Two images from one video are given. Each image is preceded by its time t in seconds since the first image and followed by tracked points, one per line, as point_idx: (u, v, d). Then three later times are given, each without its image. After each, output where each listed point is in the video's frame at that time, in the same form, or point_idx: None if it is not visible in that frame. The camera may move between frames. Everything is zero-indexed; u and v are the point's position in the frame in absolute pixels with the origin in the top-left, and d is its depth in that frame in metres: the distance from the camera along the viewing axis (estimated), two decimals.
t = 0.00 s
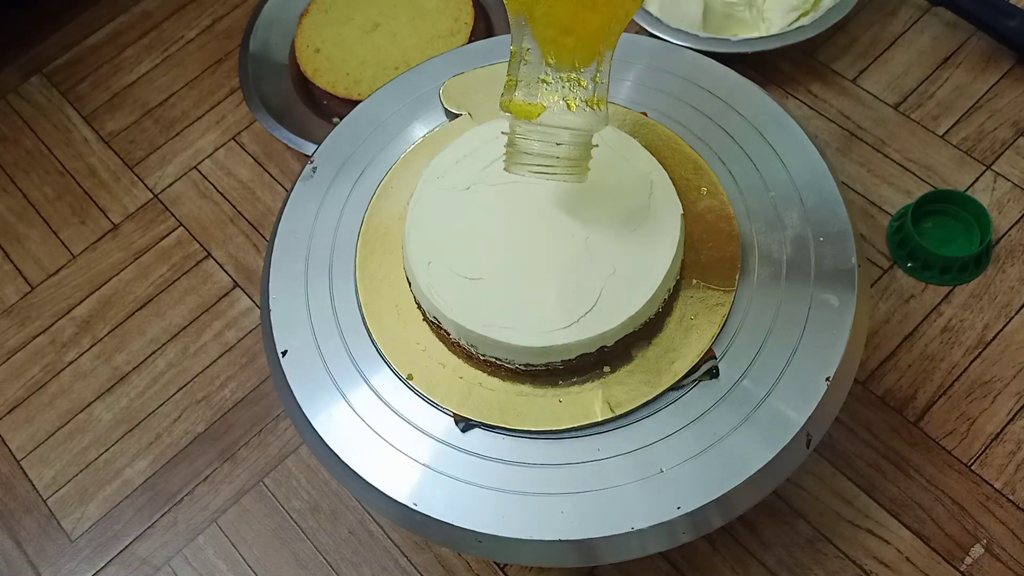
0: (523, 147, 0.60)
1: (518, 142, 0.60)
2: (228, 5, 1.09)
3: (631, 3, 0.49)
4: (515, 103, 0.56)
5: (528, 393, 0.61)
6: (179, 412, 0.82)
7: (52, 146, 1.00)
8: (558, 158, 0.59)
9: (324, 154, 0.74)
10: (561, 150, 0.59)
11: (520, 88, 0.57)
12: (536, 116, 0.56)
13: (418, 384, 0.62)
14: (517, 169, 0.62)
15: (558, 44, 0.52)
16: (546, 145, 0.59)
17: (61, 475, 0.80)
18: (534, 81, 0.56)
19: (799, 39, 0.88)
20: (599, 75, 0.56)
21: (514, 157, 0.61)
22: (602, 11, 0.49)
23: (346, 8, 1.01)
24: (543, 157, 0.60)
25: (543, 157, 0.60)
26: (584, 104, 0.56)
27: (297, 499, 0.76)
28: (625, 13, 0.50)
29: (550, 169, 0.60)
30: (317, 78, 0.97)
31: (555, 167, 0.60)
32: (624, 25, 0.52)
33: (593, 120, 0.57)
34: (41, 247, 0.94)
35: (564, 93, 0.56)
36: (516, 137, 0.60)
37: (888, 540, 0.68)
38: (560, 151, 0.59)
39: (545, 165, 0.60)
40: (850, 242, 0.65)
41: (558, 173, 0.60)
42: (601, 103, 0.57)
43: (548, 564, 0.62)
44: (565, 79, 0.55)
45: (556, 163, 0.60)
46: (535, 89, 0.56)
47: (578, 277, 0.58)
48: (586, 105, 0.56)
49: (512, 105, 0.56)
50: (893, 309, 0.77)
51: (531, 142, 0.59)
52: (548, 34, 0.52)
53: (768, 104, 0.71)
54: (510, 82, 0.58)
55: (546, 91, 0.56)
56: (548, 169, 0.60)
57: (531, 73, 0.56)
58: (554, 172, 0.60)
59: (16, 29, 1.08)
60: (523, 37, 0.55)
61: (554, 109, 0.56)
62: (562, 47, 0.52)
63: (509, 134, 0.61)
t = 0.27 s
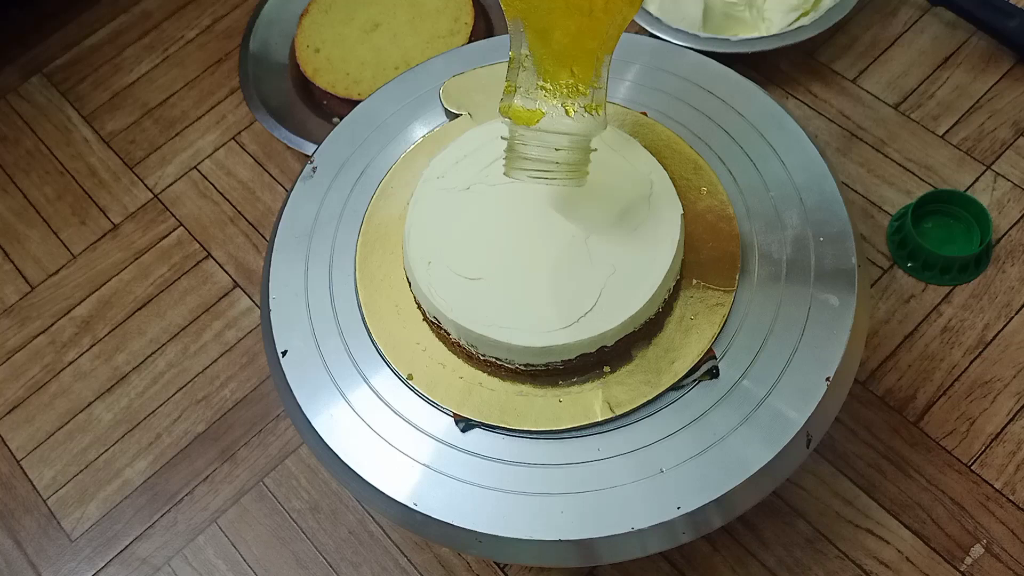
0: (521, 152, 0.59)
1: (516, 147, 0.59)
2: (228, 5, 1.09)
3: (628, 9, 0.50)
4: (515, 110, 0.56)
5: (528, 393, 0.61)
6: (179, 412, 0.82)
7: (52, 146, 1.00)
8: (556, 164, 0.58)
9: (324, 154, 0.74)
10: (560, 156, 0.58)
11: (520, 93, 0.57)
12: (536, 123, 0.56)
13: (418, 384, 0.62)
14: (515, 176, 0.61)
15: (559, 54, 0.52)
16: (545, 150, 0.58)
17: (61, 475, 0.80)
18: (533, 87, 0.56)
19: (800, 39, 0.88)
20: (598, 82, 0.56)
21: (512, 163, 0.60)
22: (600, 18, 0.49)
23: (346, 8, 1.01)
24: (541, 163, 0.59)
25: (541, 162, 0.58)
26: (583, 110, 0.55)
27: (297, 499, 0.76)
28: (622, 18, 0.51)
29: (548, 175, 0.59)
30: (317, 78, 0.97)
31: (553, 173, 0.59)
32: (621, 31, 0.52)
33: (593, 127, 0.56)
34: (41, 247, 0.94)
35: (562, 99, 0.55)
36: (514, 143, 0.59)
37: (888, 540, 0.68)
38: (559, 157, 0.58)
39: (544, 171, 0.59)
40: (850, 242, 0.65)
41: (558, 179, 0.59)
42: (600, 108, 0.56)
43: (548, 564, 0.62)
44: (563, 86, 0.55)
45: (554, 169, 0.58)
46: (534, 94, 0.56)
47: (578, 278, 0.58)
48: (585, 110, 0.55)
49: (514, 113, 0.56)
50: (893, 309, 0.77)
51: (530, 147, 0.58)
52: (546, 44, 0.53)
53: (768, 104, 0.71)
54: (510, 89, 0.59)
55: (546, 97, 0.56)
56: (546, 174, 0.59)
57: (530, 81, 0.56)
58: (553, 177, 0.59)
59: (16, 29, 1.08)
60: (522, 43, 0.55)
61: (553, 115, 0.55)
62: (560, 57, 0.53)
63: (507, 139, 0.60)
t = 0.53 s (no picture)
0: (516, 159, 0.59)
1: (511, 154, 0.59)
2: (228, 5, 1.09)
3: (621, 14, 0.51)
4: (509, 116, 0.57)
5: (527, 393, 0.61)
6: (179, 412, 0.82)
7: (52, 146, 1.00)
8: (551, 171, 0.59)
9: (324, 154, 0.74)
10: (555, 162, 0.58)
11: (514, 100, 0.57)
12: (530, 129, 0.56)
13: (418, 384, 0.62)
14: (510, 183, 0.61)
15: (555, 62, 0.53)
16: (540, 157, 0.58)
17: (61, 475, 0.80)
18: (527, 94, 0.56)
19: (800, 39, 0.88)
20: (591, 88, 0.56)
21: (507, 170, 0.60)
22: (596, 26, 0.50)
23: (346, 8, 1.01)
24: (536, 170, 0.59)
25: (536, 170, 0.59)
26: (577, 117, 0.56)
27: (297, 499, 0.76)
28: (615, 23, 0.51)
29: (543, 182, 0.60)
30: (317, 78, 0.97)
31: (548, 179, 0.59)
32: (613, 36, 0.53)
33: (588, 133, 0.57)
34: (41, 247, 0.94)
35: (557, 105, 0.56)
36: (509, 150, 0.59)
37: (888, 540, 0.68)
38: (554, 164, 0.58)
39: (539, 177, 0.59)
40: (850, 241, 0.65)
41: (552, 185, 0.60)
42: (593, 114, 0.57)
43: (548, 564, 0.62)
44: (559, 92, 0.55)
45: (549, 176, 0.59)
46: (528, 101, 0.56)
47: (578, 277, 0.58)
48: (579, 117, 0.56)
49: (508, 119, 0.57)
50: (893, 309, 0.77)
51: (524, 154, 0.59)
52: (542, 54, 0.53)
53: (768, 104, 0.71)
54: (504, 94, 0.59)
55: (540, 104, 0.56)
56: (541, 181, 0.59)
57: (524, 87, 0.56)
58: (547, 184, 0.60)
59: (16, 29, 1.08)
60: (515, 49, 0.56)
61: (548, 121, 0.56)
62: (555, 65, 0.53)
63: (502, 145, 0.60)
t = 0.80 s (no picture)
0: (512, 165, 0.59)
1: (506, 160, 0.59)
2: (228, 5, 1.09)
3: (617, 19, 0.50)
4: (505, 122, 0.57)
5: (527, 393, 0.61)
6: (179, 412, 0.82)
7: (52, 146, 1.00)
8: (546, 177, 0.59)
9: (324, 154, 0.74)
10: (550, 169, 0.58)
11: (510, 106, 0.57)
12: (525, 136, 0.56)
13: (418, 384, 0.62)
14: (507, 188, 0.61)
15: (549, 68, 0.53)
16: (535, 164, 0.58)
17: (61, 475, 0.80)
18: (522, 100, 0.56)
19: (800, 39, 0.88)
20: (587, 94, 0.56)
21: (503, 176, 0.60)
22: (590, 31, 0.50)
23: (346, 8, 1.01)
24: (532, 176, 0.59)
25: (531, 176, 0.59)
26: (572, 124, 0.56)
27: (297, 499, 0.76)
28: (611, 29, 0.51)
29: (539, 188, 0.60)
30: (317, 78, 0.97)
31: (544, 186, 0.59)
32: (609, 41, 0.53)
33: (583, 138, 0.57)
34: (41, 247, 0.94)
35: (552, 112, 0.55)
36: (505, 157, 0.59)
37: (888, 540, 0.68)
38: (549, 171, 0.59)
39: (534, 184, 0.59)
40: (850, 242, 0.65)
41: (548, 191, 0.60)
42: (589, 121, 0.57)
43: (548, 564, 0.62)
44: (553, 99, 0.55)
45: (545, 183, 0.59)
46: (523, 107, 0.56)
47: (578, 278, 0.58)
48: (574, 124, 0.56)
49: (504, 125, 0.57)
50: (893, 309, 0.77)
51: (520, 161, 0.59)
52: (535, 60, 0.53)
53: (768, 104, 0.72)
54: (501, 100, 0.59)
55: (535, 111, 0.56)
56: (537, 187, 0.59)
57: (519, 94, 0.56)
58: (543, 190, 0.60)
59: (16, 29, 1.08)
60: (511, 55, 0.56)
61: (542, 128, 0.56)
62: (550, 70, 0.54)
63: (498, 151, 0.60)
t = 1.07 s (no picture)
0: (515, 171, 0.57)
1: (509, 166, 0.57)
2: (228, 5, 1.09)
3: (620, 25, 0.51)
4: (508, 127, 0.56)
5: (527, 393, 0.61)
6: (179, 412, 0.82)
7: (52, 146, 1.00)
8: (550, 182, 0.57)
9: (324, 154, 0.74)
10: (553, 174, 0.57)
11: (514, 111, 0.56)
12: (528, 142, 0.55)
13: (419, 384, 0.62)
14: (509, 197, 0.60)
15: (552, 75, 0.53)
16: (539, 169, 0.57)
17: (61, 476, 0.80)
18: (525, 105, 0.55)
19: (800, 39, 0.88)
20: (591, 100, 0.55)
21: (506, 182, 0.58)
22: (593, 37, 0.50)
23: (346, 8, 1.01)
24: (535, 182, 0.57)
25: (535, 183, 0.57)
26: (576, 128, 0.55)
27: (297, 499, 0.76)
28: (614, 35, 0.51)
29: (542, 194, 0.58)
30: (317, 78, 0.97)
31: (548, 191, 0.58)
32: (613, 48, 0.53)
33: (588, 144, 0.55)
34: (41, 247, 0.94)
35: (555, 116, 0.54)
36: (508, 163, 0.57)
37: (888, 540, 0.68)
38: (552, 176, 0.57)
39: (538, 188, 0.57)
40: (849, 242, 0.65)
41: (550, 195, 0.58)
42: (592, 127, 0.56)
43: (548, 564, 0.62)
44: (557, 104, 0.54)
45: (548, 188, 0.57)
46: (525, 112, 0.55)
47: (578, 278, 0.58)
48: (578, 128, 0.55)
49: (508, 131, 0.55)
50: (893, 309, 0.77)
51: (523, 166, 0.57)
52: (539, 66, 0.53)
53: (768, 104, 0.72)
54: (504, 107, 0.58)
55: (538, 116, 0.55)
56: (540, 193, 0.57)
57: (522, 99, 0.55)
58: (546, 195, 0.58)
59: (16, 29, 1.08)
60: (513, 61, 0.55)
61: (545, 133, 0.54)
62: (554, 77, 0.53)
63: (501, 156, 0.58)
